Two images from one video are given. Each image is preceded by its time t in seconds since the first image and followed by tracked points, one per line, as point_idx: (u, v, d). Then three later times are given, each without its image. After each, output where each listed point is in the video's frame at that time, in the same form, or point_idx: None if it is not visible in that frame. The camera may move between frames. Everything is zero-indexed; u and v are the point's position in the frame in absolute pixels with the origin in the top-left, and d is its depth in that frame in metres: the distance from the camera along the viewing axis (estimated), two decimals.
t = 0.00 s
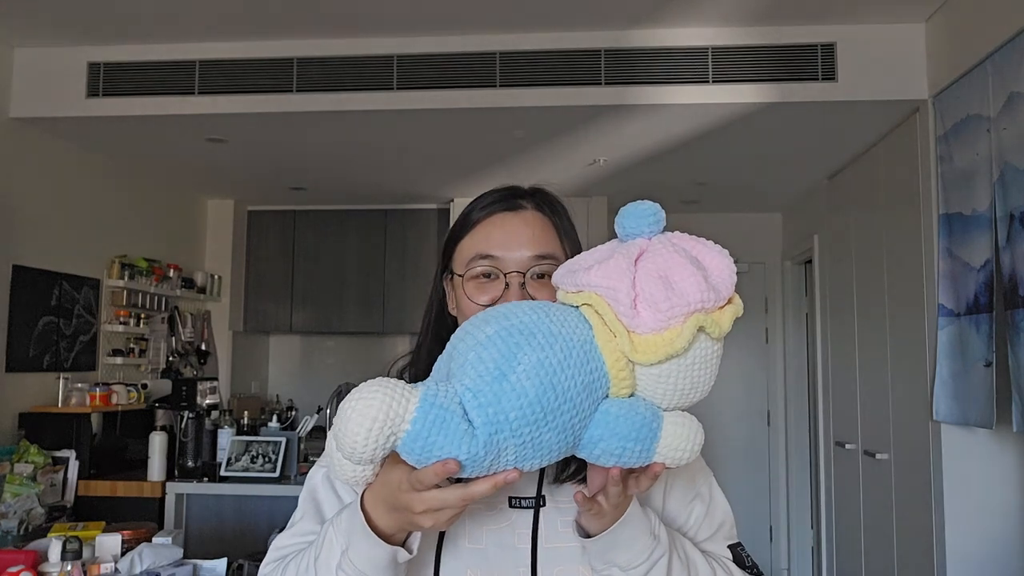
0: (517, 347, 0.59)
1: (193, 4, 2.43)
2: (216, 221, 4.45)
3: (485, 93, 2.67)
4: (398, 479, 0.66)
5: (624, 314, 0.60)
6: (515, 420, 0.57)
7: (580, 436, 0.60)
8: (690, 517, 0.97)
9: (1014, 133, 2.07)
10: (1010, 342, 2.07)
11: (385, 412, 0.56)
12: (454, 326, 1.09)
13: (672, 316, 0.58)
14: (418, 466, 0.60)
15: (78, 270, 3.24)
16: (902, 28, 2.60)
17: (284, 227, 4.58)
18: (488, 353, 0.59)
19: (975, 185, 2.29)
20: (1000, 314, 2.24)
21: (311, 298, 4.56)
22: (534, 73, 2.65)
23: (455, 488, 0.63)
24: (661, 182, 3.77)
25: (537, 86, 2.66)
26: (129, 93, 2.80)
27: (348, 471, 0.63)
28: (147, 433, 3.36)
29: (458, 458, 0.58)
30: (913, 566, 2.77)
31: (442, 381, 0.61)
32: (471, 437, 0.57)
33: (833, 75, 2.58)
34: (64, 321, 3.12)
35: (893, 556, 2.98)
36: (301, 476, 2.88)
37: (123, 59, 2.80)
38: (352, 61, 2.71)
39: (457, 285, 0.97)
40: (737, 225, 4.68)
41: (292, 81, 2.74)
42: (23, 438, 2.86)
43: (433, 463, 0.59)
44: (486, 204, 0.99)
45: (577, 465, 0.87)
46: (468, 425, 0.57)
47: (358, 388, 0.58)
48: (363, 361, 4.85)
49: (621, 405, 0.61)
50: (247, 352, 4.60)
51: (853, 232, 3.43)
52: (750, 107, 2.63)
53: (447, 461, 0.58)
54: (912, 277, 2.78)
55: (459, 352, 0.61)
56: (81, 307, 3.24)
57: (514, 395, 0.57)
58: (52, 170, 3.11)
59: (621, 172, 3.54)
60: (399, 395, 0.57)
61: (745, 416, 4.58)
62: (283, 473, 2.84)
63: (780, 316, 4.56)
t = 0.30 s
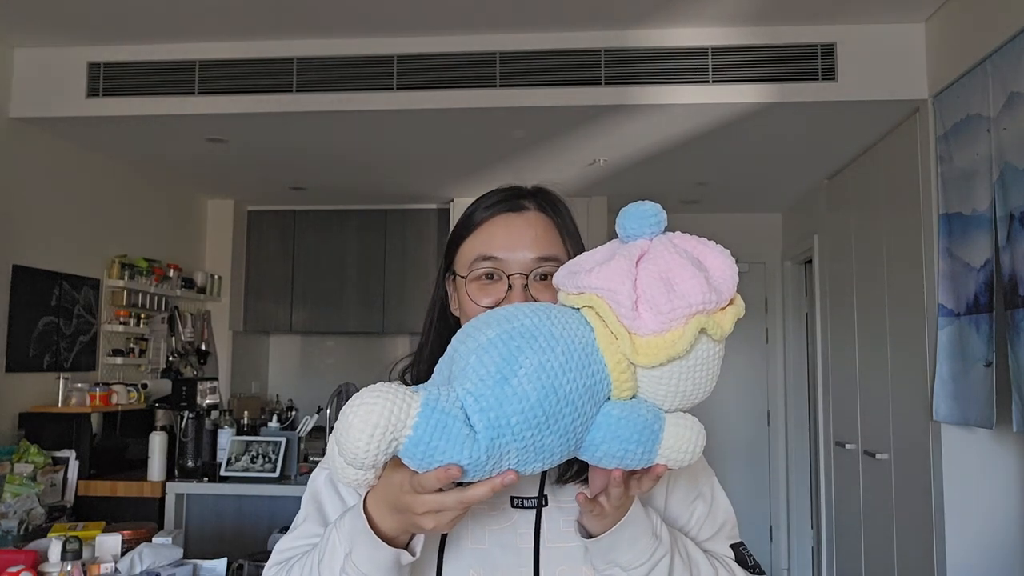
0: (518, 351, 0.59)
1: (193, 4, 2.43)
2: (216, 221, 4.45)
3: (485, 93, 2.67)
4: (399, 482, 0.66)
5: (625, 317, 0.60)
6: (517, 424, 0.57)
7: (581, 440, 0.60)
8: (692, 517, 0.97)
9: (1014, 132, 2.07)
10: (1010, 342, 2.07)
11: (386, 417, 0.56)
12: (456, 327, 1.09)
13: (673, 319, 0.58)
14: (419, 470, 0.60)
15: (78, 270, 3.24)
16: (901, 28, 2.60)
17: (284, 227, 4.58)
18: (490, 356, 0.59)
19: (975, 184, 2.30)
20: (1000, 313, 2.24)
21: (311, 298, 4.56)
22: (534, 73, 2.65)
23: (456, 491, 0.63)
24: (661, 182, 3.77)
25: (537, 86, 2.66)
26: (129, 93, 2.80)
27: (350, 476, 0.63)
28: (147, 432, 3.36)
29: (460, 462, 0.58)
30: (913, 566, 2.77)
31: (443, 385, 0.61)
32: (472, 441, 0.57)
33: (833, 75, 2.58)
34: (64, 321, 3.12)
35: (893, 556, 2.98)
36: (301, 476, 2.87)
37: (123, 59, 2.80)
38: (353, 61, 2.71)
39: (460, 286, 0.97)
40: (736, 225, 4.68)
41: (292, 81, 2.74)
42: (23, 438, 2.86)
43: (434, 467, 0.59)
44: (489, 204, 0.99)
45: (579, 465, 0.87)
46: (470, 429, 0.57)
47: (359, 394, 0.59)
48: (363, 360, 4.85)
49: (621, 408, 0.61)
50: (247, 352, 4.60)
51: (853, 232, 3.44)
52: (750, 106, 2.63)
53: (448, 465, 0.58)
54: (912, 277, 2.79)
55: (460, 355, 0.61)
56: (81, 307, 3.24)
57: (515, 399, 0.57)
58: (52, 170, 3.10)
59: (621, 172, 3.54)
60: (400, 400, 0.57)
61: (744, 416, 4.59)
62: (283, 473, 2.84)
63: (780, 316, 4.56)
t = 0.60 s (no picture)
0: (514, 352, 0.59)
1: (193, 4, 2.43)
2: (216, 221, 4.45)
3: (485, 93, 2.67)
4: (395, 484, 0.66)
5: (622, 318, 0.60)
6: (512, 426, 0.57)
7: (578, 441, 0.60)
8: (691, 519, 0.97)
9: (1014, 132, 2.07)
10: (1010, 342, 2.07)
11: (381, 419, 0.57)
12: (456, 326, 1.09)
13: (671, 320, 0.58)
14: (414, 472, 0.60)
15: (78, 269, 3.24)
16: (901, 28, 2.60)
17: (284, 227, 4.58)
18: (485, 358, 0.59)
19: (975, 184, 2.29)
20: (1001, 314, 2.24)
21: (311, 298, 4.56)
22: (534, 73, 2.65)
23: (452, 493, 0.63)
24: (661, 182, 3.77)
25: (537, 86, 2.66)
26: (129, 93, 2.80)
27: (348, 478, 0.64)
28: (147, 432, 3.36)
29: (456, 465, 0.58)
30: (913, 566, 2.78)
31: (439, 387, 0.61)
32: (467, 443, 0.57)
33: (833, 75, 2.58)
34: (64, 321, 3.12)
35: (893, 556, 2.98)
36: (301, 476, 2.88)
37: (123, 59, 2.80)
38: (353, 61, 2.71)
39: (460, 286, 0.97)
40: (737, 226, 4.68)
41: (292, 81, 2.74)
42: (23, 438, 2.86)
43: (430, 469, 0.59)
44: (489, 204, 0.99)
45: (578, 466, 0.87)
46: (465, 432, 0.58)
47: (354, 396, 0.59)
48: (363, 360, 4.85)
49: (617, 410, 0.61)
50: (247, 352, 4.60)
51: (853, 233, 3.43)
52: (750, 107, 2.62)
53: (445, 467, 0.58)
54: (912, 278, 2.79)
55: (456, 357, 0.61)
56: (81, 307, 3.24)
57: (511, 401, 0.57)
58: (52, 170, 3.10)
59: (621, 172, 3.54)
60: (395, 402, 0.57)
61: (744, 417, 4.58)
62: (283, 473, 2.84)
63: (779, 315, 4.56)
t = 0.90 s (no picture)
0: (508, 353, 0.59)
1: (193, 3, 2.43)
2: (216, 221, 4.45)
3: (485, 93, 2.67)
4: (392, 486, 0.66)
5: (617, 318, 0.60)
6: (507, 427, 0.57)
7: (574, 442, 0.60)
8: (689, 520, 0.97)
9: (1014, 132, 2.07)
10: (1010, 342, 2.07)
11: (376, 421, 0.56)
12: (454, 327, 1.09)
13: (666, 320, 0.58)
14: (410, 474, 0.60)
15: (78, 269, 3.24)
16: (901, 28, 2.60)
17: (284, 227, 4.58)
18: (480, 359, 0.59)
19: (975, 184, 2.29)
20: (1001, 314, 2.24)
21: (311, 297, 4.56)
22: (534, 73, 2.65)
23: (449, 494, 0.63)
24: (661, 182, 3.77)
25: (536, 86, 2.66)
26: (129, 93, 2.80)
27: (344, 480, 0.63)
28: (147, 432, 3.36)
29: (452, 467, 0.58)
30: (913, 566, 2.78)
31: (435, 388, 0.61)
32: (463, 445, 0.57)
33: (833, 75, 2.58)
34: (64, 321, 3.12)
35: (893, 556, 2.98)
36: (301, 476, 2.87)
37: (123, 59, 2.80)
38: (352, 61, 2.71)
39: (458, 286, 0.97)
40: (737, 226, 4.68)
41: (292, 82, 2.74)
42: (23, 438, 2.87)
43: (425, 471, 0.59)
44: (487, 204, 0.99)
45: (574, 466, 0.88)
46: (460, 433, 0.58)
47: (349, 398, 0.59)
48: (363, 360, 4.85)
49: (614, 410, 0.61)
50: (247, 352, 4.60)
51: (853, 233, 3.43)
52: (750, 107, 2.62)
53: (441, 469, 0.58)
54: (911, 278, 2.79)
55: (451, 358, 0.61)
56: (81, 307, 3.24)
57: (506, 401, 0.57)
58: (52, 169, 3.10)
59: (621, 172, 3.54)
60: (390, 404, 0.57)
61: (744, 416, 4.58)
62: (283, 473, 2.84)
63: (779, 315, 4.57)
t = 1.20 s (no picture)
0: (490, 350, 0.60)
1: (193, 3, 2.43)
2: (216, 221, 4.45)
3: (485, 93, 2.67)
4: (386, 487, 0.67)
5: (602, 311, 0.59)
6: (487, 423, 0.58)
7: (561, 438, 0.60)
8: (686, 519, 0.97)
9: (1014, 133, 2.07)
10: (1010, 342, 2.07)
11: (357, 421, 0.58)
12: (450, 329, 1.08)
13: (651, 311, 0.58)
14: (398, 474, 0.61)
15: (78, 269, 3.24)
16: (901, 28, 2.60)
17: (284, 227, 4.58)
18: (463, 358, 0.60)
19: (975, 184, 2.29)
20: (1001, 314, 2.24)
21: (311, 297, 4.56)
22: (534, 73, 2.65)
23: (438, 494, 0.64)
24: (661, 182, 3.77)
25: (536, 86, 2.66)
26: (129, 93, 2.80)
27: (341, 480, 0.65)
28: (147, 432, 3.36)
29: (433, 464, 0.59)
30: (913, 566, 2.78)
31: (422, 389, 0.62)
32: (443, 442, 0.58)
33: (833, 75, 2.58)
34: (64, 321, 3.12)
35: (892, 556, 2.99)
36: (301, 476, 2.88)
37: (123, 59, 2.80)
38: (352, 61, 2.71)
39: (454, 289, 0.97)
40: (737, 226, 4.68)
41: (292, 81, 2.74)
42: (23, 438, 2.87)
43: (409, 470, 0.60)
44: (482, 205, 0.99)
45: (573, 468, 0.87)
46: (441, 431, 0.59)
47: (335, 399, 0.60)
48: (363, 360, 4.85)
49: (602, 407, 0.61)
50: (247, 352, 4.60)
51: (853, 233, 3.44)
52: (750, 107, 2.62)
53: (424, 465, 0.59)
54: (911, 278, 2.79)
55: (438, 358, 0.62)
56: (81, 307, 3.24)
57: (485, 399, 0.58)
58: (52, 169, 3.10)
59: (620, 172, 3.54)
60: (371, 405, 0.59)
61: (744, 416, 4.58)
62: (283, 473, 2.84)
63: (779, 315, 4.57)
